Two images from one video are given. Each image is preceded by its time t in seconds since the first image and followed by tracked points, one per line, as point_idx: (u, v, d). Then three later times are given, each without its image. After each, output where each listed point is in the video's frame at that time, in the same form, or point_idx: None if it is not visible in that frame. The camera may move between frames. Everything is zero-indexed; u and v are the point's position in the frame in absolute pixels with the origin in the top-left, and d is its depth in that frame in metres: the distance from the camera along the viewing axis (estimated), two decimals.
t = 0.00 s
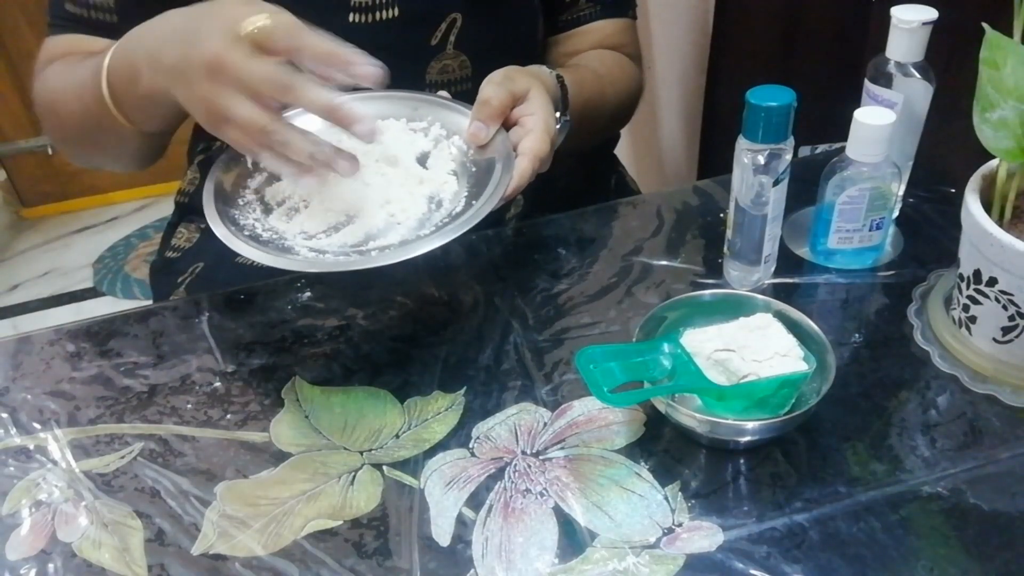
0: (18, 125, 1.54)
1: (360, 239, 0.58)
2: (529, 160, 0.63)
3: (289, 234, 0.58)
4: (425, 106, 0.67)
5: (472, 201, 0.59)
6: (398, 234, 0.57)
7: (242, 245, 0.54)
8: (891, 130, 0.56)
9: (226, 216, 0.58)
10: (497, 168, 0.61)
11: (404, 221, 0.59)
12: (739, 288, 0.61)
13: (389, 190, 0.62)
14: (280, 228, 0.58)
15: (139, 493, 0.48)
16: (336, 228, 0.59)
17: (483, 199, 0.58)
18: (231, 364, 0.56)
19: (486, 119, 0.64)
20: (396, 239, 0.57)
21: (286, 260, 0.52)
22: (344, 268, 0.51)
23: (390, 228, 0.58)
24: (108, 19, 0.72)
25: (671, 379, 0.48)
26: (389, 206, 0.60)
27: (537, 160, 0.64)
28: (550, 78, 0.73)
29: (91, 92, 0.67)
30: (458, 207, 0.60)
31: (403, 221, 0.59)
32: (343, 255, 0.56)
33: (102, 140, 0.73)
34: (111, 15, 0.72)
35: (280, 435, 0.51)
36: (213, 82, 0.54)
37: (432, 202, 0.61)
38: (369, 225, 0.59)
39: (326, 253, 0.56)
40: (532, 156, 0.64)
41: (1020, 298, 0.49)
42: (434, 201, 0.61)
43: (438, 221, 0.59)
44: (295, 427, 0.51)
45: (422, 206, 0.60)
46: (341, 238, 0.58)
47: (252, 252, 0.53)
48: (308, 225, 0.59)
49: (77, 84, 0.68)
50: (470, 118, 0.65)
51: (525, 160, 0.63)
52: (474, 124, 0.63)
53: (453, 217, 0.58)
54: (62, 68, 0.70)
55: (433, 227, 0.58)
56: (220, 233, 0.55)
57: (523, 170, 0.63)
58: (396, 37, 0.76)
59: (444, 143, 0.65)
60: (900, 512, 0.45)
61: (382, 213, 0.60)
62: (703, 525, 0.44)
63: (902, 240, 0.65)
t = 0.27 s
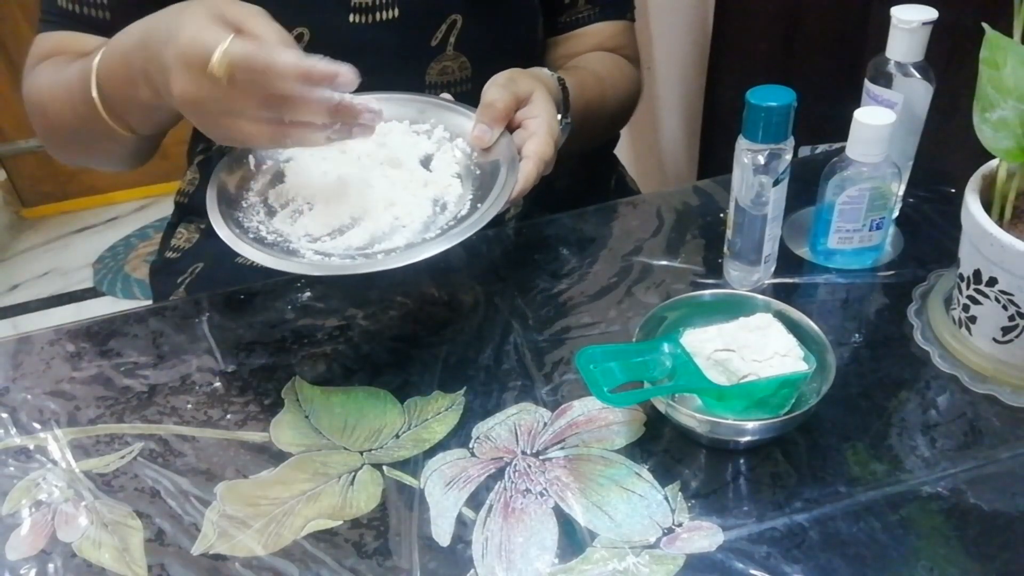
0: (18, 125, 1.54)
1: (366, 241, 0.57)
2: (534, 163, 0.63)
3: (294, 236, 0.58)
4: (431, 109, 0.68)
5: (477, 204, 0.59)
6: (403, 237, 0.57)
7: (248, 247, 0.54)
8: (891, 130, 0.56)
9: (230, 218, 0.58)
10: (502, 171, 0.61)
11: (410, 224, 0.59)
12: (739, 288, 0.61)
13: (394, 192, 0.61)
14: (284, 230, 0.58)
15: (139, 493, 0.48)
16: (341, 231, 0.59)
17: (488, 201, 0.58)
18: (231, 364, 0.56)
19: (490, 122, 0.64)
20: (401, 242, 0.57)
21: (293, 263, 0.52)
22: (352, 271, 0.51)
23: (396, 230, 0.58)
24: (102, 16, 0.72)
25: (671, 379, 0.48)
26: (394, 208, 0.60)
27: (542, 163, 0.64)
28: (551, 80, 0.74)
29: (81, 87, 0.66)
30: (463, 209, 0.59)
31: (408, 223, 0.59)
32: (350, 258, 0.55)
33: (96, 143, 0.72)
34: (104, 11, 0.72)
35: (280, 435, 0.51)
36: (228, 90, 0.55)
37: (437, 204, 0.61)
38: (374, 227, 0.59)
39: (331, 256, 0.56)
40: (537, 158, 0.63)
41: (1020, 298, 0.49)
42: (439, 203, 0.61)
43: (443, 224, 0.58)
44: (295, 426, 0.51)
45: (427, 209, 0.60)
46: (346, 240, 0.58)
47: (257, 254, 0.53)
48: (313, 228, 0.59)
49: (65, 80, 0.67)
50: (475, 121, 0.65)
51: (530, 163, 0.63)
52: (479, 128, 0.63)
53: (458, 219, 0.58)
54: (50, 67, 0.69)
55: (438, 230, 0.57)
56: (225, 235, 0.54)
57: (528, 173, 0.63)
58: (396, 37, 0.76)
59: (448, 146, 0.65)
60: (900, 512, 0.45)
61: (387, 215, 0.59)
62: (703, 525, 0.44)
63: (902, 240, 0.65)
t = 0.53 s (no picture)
0: (17, 125, 1.54)
1: (365, 237, 0.57)
2: (534, 160, 0.63)
3: (293, 231, 0.58)
4: (432, 105, 0.68)
5: (477, 200, 0.59)
6: (402, 232, 0.57)
7: (247, 241, 0.54)
8: (891, 130, 0.56)
9: (229, 212, 0.58)
10: (501, 167, 0.61)
11: (409, 220, 0.59)
12: (739, 288, 0.61)
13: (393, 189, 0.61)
14: (284, 225, 0.58)
15: (139, 493, 0.48)
16: (340, 226, 0.59)
17: (488, 197, 0.58)
18: (231, 364, 0.56)
19: (490, 119, 0.64)
20: (400, 238, 0.57)
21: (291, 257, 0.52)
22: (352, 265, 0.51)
23: (395, 226, 0.58)
24: (102, 16, 0.72)
25: (671, 379, 0.48)
26: (394, 204, 0.60)
27: (542, 160, 0.64)
28: (551, 78, 0.74)
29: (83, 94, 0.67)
30: (462, 205, 0.59)
31: (407, 220, 0.59)
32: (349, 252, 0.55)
33: (111, 154, 0.74)
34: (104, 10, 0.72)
35: (280, 435, 0.51)
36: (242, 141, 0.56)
37: (436, 201, 0.61)
38: (374, 223, 0.59)
39: (331, 250, 0.56)
40: (537, 155, 0.63)
41: (1020, 298, 0.49)
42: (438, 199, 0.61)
43: (442, 220, 0.58)
44: (295, 427, 0.51)
45: (426, 205, 0.60)
46: (345, 236, 0.58)
47: (256, 248, 0.53)
48: (312, 223, 0.59)
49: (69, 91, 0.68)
50: (475, 118, 0.65)
51: (529, 159, 0.63)
52: (479, 124, 0.63)
53: (457, 215, 0.58)
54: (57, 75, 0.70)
55: (437, 226, 0.57)
56: (224, 229, 0.55)
57: (528, 170, 0.62)
58: (396, 37, 0.76)
59: (448, 143, 0.65)
60: (900, 512, 0.45)
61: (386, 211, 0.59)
62: (703, 525, 0.44)
63: (902, 240, 0.65)
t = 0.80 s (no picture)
0: (17, 125, 1.54)
1: (367, 243, 0.57)
2: (535, 165, 0.64)
3: (296, 236, 0.58)
4: (433, 109, 0.67)
5: (479, 206, 0.59)
6: (404, 238, 0.57)
7: (250, 246, 0.54)
8: (891, 130, 0.56)
9: (231, 216, 0.58)
10: (504, 172, 0.61)
11: (411, 225, 0.59)
12: (738, 288, 0.61)
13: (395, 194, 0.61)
14: (286, 230, 0.58)
15: (139, 493, 0.48)
16: (342, 232, 0.59)
17: (490, 203, 0.58)
18: (231, 364, 0.56)
19: (491, 123, 0.64)
20: (402, 244, 0.57)
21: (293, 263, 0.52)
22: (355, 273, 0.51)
23: (397, 231, 0.58)
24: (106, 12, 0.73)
25: (671, 379, 0.48)
26: (396, 209, 0.60)
27: (543, 166, 0.64)
28: (551, 80, 0.74)
29: (90, 87, 0.66)
30: (465, 211, 0.59)
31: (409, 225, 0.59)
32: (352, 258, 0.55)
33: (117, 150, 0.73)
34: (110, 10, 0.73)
35: (280, 435, 0.51)
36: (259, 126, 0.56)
37: (438, 206, 0.61)
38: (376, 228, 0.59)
39: (333, 256, 0.56)
40: (538, 161, 0.64)
41: (1020, 298, 0.48)
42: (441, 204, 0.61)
43: (443, 225, 0.58)
44: (295, 426, 0.51)
45: (428, 211, 0.60)
46: (348, 241, 0.58)
47: (259, 254, 0.53)
48: (314, 228, 0.59)
49: (68, 85, 0.67)
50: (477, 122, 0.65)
51: (531, 165, 0.63)
52: (479, 129, 0.63)
53: (460, 221, 0.58)
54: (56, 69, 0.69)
55: (439, 232, 0.57)
56: (226, 234, 0.54)
57: (530, 175, 0.63)
58: (396, 36, 0.76)
59: (449, 148, 0.65)
60: (900, 512, 0.45)
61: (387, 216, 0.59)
62: (703, 525, 0.45)
63: (902, 240, 0.65)
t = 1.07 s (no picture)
0: (17, 125, 1.54)
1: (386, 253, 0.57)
2: (552, 173, 0.64)
3: (313, 248, 0.57)
4: (445, 118, 0.67)
5: (496, 214, 0.59)
6: (424, 248, 0.57)
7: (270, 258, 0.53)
8: (891, 130, 0.56)
9: (246, 227, 0.57)
10: (521, 180, 0.61)
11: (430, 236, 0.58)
12: (738, 288, 0.61)
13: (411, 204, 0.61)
14: (302, 242, 0.58)
15: (139, 493, 0.48)
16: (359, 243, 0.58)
17: (508, 211, 0.58)
18: (231, 364, 0.56)
19: (506, 131, 0.63)
20: (423, 254, 0.57)
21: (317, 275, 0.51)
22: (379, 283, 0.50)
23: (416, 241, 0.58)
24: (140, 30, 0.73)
25: (671, 379, 0.48)
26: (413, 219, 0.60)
27: (559, 174, 0.64)
28: (559, 85, 0.74)
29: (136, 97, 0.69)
30: (482, 220, 0.59)
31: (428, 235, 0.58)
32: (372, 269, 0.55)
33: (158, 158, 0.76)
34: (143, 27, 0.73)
35: (280, 435, 0.51)
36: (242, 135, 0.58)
37: (455, 216, 0.60)
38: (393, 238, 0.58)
39: (352, 267, 0.55)
40: (555, 169, 0.64)
41: (1020, 298, 0.49)
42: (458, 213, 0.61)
43: (463, 234, 0.58)
44: (295, 426, 0.51)
45: (446, 220, 0.60)
46: (367, 251, 0.57)
47: (278, 264, 0.52)
48: (331, 240, 0.58)
49: (122, 98, 0.71)
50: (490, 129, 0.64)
51: (548, 173, 0.63)
52: (494, 137, 0.62)
53: (478, 230, 0.58)
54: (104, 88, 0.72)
55: (459, 241, 0.57)
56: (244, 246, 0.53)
57: (546, 184, 0.63)
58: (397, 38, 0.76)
59: (462, 156, 0.65)
60: (900, 512, 0.45)
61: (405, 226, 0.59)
62: (703, 525, 0.44)
63: (902, 240, 0.65)
